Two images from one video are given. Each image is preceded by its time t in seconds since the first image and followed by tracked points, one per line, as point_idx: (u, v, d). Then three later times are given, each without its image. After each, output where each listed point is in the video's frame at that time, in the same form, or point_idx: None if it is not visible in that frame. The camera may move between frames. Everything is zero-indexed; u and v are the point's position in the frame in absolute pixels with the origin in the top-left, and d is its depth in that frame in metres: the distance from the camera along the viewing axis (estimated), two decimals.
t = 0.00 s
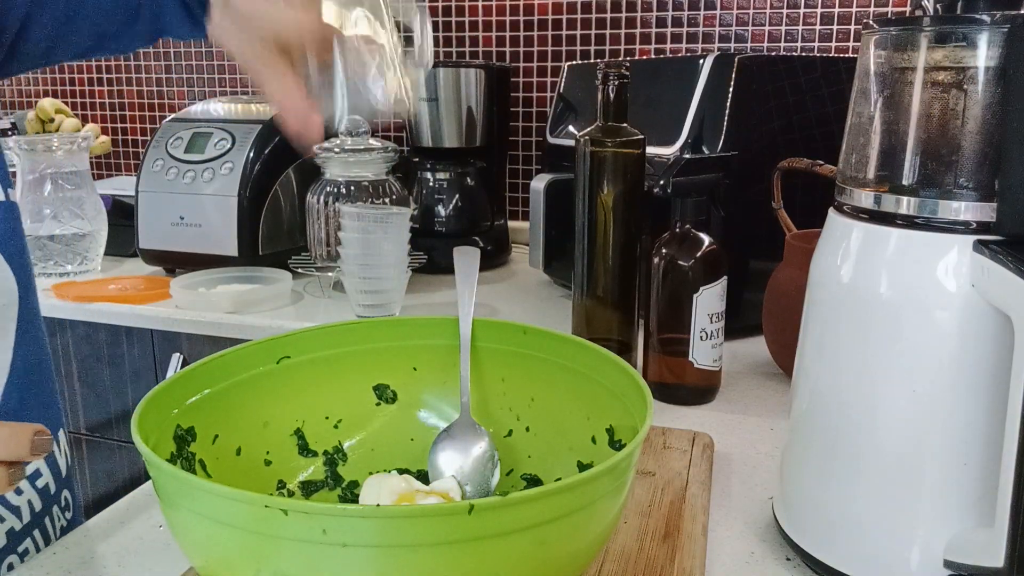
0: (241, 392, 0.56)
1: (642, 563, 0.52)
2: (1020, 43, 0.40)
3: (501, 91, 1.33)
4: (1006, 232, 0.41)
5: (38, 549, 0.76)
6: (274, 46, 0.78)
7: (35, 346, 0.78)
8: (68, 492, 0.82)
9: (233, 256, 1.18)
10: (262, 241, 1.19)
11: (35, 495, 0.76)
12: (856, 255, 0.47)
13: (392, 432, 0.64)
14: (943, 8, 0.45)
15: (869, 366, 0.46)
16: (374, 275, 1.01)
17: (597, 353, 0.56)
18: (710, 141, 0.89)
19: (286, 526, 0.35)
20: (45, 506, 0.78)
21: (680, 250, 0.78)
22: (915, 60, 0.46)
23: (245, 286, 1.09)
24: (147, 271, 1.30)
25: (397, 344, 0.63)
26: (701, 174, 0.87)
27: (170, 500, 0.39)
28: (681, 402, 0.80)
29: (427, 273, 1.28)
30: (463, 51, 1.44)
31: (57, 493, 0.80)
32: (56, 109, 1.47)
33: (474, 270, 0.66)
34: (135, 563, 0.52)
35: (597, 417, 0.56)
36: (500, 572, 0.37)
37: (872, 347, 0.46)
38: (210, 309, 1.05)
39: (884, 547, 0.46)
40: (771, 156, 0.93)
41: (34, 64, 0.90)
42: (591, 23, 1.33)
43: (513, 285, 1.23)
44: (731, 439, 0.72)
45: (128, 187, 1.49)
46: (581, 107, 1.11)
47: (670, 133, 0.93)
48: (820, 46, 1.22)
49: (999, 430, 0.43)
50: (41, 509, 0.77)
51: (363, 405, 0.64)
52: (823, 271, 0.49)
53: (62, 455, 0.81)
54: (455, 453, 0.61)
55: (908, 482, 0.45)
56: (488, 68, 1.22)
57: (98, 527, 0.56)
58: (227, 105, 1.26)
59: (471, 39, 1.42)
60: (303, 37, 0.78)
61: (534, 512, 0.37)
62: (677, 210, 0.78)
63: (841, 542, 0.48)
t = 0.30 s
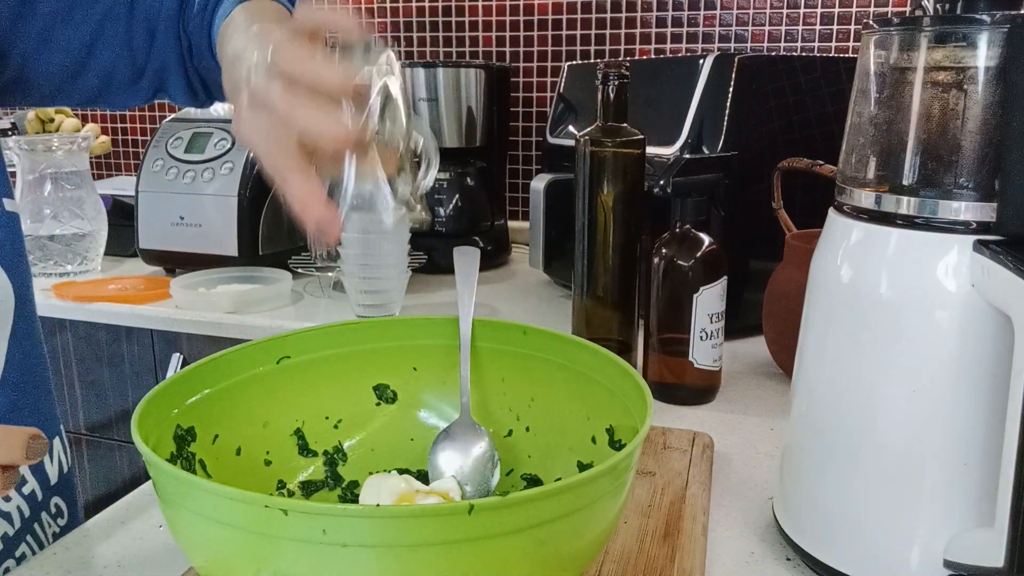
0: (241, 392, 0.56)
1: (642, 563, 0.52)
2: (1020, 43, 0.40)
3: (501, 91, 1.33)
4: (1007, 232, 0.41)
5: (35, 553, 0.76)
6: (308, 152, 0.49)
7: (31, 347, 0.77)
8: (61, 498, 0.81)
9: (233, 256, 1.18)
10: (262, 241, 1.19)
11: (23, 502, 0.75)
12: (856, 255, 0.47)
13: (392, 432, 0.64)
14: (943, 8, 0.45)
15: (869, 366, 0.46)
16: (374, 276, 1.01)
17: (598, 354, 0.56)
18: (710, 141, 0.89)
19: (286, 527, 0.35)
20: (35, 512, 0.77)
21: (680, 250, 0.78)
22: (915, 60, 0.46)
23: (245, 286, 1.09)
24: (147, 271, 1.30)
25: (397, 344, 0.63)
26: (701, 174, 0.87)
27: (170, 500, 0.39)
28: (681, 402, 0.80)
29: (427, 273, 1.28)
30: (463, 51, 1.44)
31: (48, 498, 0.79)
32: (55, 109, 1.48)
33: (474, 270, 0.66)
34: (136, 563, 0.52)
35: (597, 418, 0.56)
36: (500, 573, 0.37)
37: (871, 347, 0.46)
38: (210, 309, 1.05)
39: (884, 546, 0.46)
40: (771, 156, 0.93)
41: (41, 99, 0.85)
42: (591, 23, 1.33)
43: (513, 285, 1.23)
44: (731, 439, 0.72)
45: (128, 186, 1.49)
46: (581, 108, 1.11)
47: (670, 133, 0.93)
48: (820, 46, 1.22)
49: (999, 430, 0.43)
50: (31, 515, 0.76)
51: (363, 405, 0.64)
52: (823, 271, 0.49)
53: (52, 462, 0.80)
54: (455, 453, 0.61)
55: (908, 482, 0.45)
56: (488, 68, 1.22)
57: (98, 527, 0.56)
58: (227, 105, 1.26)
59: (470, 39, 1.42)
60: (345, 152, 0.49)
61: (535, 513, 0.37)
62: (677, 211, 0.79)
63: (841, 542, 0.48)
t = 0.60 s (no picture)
0: (242, 392, 0.56)
1: (643, 563, 0.52)
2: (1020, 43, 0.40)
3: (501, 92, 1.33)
4: (1007, 232, 0.41)
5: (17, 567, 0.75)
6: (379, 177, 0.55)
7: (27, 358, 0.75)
8: (50, 510, 0.80)
9: (233, 256, 1.18)
10: (263, 241, 1.19)
11: (10, 514, 0.74)
12: (855, 255, 0.47)
13: (393, 431, 0.64)
14: (943, 8, 0.45)
15: (868, 366, 0.46)
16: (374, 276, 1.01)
17: (598, 354, 0.56)
18: (711, 141, 0.89)
19: (286, 527, 0.35)
20: (22, 525, 0.76)
21: (680, 250, 0.78)
22: (914, 60, 0.46)
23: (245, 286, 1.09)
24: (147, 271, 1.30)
25: (397, 343, 0.63)
26: (701, 174, 0.87)
27: (170, 500, 0.39)
28: (681, 402, 0.80)
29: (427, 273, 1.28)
30: (463, 51, 1.44)
31: (36, 510, 0.78)
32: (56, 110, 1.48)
33: (474, 270, 0.66)
34: (136, 563, 0.52)
35: (598, 418, 0.56)
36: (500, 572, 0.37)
37: (871, 347, 0.46)
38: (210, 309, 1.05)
39: (884, 547, 0.46)
40: (771, 156, 0.93)
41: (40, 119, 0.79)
42: (591, 23, 1.33)
43: (513, 285, 1.23)
44: (730, 439, 0.72)
45: (129, 186, 1.49)
46: (581, 108, 1.11)
47: (671, 133, 0.93)
48: (820, 46, 1.22)
49: (1000, 430, 0.43)
50: (18, 527, 0.75)
51: (363, 404, 0.64)
52: (823, 271, 0.49)
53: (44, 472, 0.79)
54: (455, 453, 0.61)
55: (908, 482, 0.45)
56: (488, 68, 1.21)
57: (97, 527, 0.56)
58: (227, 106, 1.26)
59: (470, 39, 1.42)
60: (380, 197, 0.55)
61: (534, 513, 0.37)
62: (677, 211, 0.79)
63: (841, 542, 0.48)
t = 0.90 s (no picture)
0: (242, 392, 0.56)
1: (642, 564, 0.51)
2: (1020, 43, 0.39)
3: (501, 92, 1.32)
4: (1007, 232, 0.41)
5: None
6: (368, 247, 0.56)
7: (0, 356, 0.72)
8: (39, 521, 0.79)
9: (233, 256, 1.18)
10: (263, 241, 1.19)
11: None
12: (856, 254, 0.47)
13: (392, 431, 0.64)
14: (943, 8, 0.45)
15: (868, 367, 0.46)
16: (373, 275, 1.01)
17: (598, 354, 0.56)
18: (711, 141, 0.89)
19: (286, 527, 0.35)
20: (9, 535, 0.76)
21: (680, 250, 0.78)
22: (915, 60, 0.46)
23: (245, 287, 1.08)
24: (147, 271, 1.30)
25: (396, 344, 0.63)
26: (701, 174, 0.87)
27: (169, 499, 0.39)
28: (681, 402, 0.80)
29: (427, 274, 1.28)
30: (463, 51, 1.44)
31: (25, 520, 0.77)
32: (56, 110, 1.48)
33: (474, 270, 0.66)
34: (135, 563, 0.52)
35: (598, 418, 0.56)
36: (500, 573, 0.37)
37: (871, 347, 0.46)
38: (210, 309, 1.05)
39: (884, 547, 0.46)
40: (771, 156, 0.93)
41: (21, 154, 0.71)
42: (590, 23, 1.33)
43: (513, 285, 1.23)
44: (730, 439, 0.72)
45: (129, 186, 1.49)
46: (582, 108, 1.11)
47: (670, 133, 0.93)
48: (820, 46, 1.22)
49: (1000, 430, 0.43)
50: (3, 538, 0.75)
51: (363, 405, 0.64)
52: (823, 271, 0.49)
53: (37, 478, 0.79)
54: (455, 453, 0.61)
55: (908, 482, 0.45)
56: (488, 68, 1.21)
57: (97, 526, 0.56)
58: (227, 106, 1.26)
59: (471, 39, 1.42)
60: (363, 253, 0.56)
61: (534, 513, 0.37)
62: (677, 211, 0.79)
63: (841, 541, 0.48)
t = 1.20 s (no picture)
0: (242, 392, 0.56)
1: (642, 564, 0.51)
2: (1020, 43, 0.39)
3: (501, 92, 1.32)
4: (1007, 232, 0.41)
5: None
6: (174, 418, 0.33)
7: None
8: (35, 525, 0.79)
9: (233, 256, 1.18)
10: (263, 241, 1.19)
11: None
12: (856, 254, 0.47)
13: (392, 431, 0.64)
14: (943, 8, 0.45)
15: (868, 367, 0.46)
16: (374, 275, 1.01)
17: (597, 354, 0.56)
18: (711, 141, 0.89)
19: (285, 526, 0.35)
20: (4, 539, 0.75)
21: (680, 250, 0.78)
22: (915, 61, 0.46)
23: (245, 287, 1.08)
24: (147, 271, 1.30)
25: (396, 343, 0.63)
26: (701, 173, 0.87)
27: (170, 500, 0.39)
28: (681, 402, 0.80)
29: (427, 273, 1.28)
30: (463, 51, 1.44)
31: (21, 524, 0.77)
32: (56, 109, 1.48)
33: (473, 270, 0.66)
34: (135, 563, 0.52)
35: (597, 418, 0.56)
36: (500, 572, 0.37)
37: (871, 348, 0.46)
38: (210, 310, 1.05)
39: (883, 547, 0.46)
40: (771, 156, 0.93)
41: None
42: (591, 23, 1.33)
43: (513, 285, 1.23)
44: (731, 439, 0.72)
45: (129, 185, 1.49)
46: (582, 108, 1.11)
47: (670, 134, 0.93)
48: (820, 46, 1.22)
49: (1000, 430, 0.43)
50: None
51: (363, 405, 0.64)
52: (822, 271, 0.49)
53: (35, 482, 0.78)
54: (455, 454, 0.61)
55: (909, 482, 0.45)
56: (489, 68, 1.21)
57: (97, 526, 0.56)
58: (227, 106, 1.26)
59: (471, 39, 1.42)
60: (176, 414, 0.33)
61: (534, 513, 0.37)
62: (678, 211, 0.79)
63: (841, 542, 0.48)
